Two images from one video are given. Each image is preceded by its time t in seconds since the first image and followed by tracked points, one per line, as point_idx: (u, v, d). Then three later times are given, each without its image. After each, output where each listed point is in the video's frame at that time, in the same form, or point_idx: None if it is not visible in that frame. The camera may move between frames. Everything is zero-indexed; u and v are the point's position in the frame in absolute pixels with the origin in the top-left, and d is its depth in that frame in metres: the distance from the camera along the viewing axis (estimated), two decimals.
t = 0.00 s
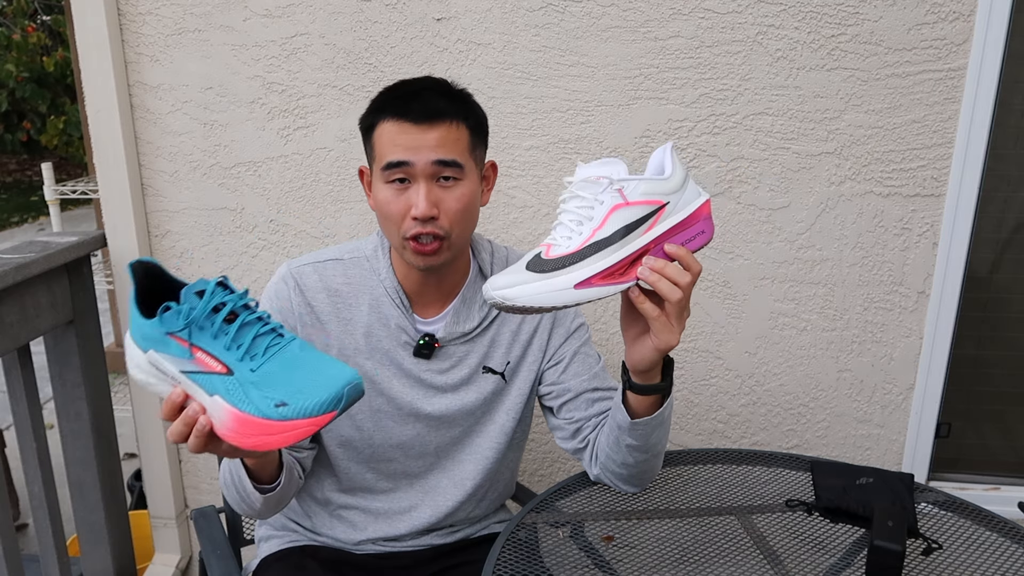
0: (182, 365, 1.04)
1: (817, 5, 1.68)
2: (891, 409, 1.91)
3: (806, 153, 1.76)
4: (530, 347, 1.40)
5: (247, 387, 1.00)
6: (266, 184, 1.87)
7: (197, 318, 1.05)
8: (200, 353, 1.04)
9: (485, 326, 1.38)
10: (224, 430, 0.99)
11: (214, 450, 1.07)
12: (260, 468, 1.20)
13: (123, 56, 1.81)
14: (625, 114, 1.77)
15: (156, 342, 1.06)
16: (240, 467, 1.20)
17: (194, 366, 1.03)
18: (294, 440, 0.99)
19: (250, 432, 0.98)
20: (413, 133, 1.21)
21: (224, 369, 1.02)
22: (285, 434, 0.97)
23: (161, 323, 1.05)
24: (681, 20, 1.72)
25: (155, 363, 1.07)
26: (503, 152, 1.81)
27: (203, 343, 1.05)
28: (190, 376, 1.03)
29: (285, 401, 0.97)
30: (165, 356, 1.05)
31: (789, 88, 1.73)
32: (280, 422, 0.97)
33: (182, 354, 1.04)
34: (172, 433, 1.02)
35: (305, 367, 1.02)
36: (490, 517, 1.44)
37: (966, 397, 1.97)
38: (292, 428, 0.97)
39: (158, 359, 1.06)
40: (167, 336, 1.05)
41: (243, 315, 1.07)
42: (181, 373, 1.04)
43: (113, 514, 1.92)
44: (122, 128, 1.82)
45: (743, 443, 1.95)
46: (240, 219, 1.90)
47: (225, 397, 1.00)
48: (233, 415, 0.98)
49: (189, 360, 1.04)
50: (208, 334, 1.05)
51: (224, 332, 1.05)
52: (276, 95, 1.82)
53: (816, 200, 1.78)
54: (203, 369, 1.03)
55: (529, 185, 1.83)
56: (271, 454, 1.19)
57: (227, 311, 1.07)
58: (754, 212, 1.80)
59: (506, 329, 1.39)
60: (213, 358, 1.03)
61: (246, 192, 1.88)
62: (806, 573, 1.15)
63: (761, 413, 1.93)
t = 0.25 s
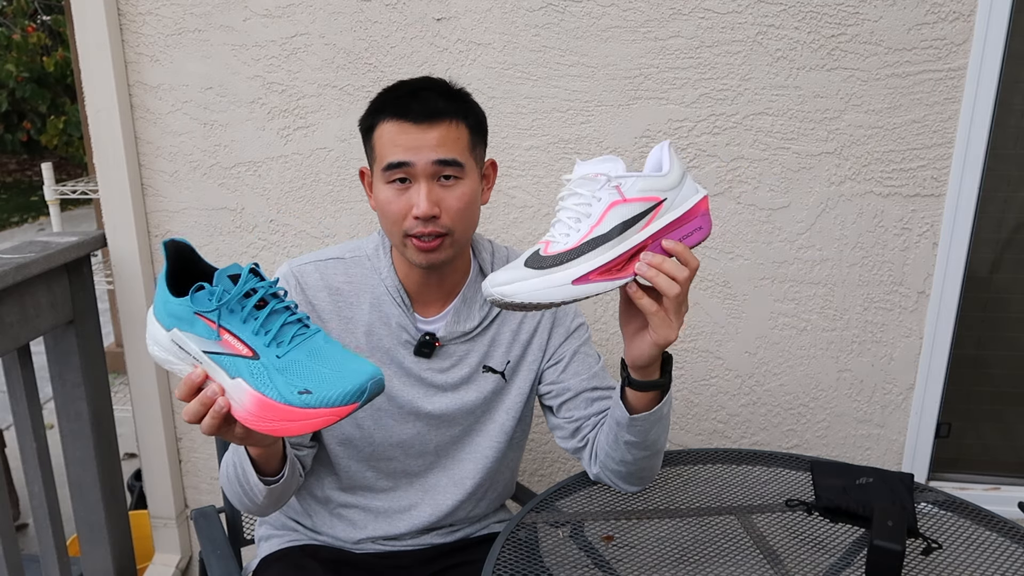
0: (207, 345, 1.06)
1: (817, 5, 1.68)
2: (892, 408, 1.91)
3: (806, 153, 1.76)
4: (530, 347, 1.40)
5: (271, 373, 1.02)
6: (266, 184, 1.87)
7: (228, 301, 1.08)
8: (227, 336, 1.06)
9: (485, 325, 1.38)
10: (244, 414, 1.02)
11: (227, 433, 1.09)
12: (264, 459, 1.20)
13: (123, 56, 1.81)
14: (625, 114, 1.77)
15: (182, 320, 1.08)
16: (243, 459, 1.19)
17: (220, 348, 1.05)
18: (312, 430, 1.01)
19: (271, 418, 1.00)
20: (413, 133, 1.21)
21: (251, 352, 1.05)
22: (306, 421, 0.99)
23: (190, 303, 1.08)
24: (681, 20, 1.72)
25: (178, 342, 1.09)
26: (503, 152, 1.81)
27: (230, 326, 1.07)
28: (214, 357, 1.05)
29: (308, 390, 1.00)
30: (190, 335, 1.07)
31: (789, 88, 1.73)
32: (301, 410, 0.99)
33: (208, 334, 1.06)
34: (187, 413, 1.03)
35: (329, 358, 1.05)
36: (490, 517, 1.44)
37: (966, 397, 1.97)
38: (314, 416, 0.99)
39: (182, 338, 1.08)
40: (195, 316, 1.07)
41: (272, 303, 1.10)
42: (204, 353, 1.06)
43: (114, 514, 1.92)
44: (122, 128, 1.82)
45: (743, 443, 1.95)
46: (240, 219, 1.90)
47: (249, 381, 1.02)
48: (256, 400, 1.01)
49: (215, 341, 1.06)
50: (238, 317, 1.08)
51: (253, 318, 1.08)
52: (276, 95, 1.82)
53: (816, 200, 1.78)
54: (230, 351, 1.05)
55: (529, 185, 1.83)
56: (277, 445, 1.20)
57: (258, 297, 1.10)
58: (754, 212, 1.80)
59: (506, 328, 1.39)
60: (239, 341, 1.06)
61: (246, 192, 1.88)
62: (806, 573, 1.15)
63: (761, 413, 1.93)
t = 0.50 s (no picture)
0: (256, 330, 1.04)
1: (817, 5, 1.68)
2: (892, 409, 1.91)
3: (806, 153, 1.76)
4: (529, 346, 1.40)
5: (319, 369, 1.02)
6: (266, 184, 1.87)
7: (287, 294, 1.08)
8: (280, 325, 1.05)
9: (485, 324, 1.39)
10: (281, 404, 0.99)
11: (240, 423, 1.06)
12: (266, 458, 1.19)
13: (123, 57, 1.81)
14: (625, 114, 1.77)
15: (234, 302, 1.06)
16: (244, 457, 1.19)
17: (270, 335, 1.04)
18: (347, 432, 1.00)
19: (310, 413, 0.99)
20: (427, 124, 1.22)
21: (301, 346, 1.04)
22: (343, 424, 0.99)
23: (247, 287, 1.07)
24: (681, 20, 1.72)
25: (222, 322, 1.05)
26: (502, 152, 1.81)
27: (285, 317, 1.06)
28: (261, 343, 1.03)
29: (354, 394, 0.99)
30: (241, 317, 1.05)
31: (789, 87, 1.73)
32: (344, 411, 0.98)
33: (260, 320, 1.05)
34: (219, 389, 1.00)
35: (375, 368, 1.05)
36: (490, 517, 1.44)
37: (967, 397, 1.97)
38: (350, 419, 0.99)
39: (229, 318, 1.05)
40: (248, 300, 1.06)
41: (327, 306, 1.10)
42: (251, 337, 1.04)
43: (114, 514, 1.92)
44: (122, 128, 1.82)
45: (743, 444, 1.95)
46: (240, 219, 1.90)
47: (294, 371, 1.00)
48: (299, 392, 0.99)
49: (265, 328, 1.04)
50: (293, 311, 1.07)
51: (309, 315, 1.08)
52: (276, 95, 1.82)
53: (816, 200, 1.78)
54: (279, 340, 1.04)
55: (528, 185, 1.83)
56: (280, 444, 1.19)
57: (315, 297, 1.11)
58: (754, 212, 1.80)
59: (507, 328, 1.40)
60: (290, 333, 1.05)
61: (245, 192, 1.88)
62: (805, 572, 1.16)
63: (761, 413, 1.93)
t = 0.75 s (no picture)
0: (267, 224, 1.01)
1: None
2: (905, 413, 1.85)
3: (818, 148, 1.70)
4: (540, 348, 1.33)
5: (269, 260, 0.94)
6: (257, 180, 1.80)
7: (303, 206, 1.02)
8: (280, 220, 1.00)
9: (497, 324, 1.31)
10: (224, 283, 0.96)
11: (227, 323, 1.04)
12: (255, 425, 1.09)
13: (108, 48, 1.75)
14: (630, 107, 1.70)
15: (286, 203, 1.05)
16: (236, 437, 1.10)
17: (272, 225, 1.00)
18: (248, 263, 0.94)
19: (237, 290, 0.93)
20: (429, 117, 1.17)
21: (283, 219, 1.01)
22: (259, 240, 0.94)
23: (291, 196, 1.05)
24: (688, 9, 1.65)
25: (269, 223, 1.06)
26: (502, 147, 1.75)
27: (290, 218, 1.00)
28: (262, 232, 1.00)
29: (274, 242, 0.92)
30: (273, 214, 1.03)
31: (800, 80, 1.67)
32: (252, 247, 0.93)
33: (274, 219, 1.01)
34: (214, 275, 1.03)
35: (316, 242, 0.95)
36: (490, 526, 1.38)
37: (981, 401, 1.91)
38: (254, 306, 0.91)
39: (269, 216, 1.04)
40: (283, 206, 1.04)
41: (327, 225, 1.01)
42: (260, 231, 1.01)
43: (99, 522, 1.86)
44: (107, 122, 1.75)
45: (751, 449, 1.89)
46: (230, 216, 1.83)
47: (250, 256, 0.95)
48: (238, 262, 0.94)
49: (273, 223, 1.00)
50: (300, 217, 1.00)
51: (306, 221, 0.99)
52: (267, 88, 1.75)
53: (827, 197, 1.72)
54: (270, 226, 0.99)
55: (529, 181, 1.76)
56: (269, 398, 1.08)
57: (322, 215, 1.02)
58: (763, 209, 1.73)
59: (518, 328, 1.32)
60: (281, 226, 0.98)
61: (236, 189, 1.82)
62: None
63: (770, 418, 1.87)
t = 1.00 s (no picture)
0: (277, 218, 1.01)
1: None
2: (905, 413, 1.85)
3: (818, 148, 1.70)
4: (545, 347, 1.33)
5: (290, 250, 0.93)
6: (257, 180, 1.80)
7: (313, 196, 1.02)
8: (293, 213, 1.00)
9: (503, 324, 1.31)
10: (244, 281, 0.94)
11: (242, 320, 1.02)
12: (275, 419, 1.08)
13: (108, 48, 1.75)
14: (630, 107, 1.70)
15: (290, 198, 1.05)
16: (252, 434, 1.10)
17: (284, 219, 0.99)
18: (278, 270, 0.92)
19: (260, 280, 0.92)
20: (431, 120, 1.16)
21: (294, 219, 0.99)
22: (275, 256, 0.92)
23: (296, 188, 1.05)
24: (687, 10, 1.65)
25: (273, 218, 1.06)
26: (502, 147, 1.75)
27: (302, 211, 1.00)
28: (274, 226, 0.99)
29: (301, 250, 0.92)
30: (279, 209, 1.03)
31: (800, 80, 1.67)
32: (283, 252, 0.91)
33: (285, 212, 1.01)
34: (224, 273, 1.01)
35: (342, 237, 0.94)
36: (490, 526, 1.38)
37: (981, 401, 1.91)
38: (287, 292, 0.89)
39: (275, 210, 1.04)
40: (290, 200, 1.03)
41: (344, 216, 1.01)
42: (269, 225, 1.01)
43: (99, 522, 1.86)
44: (107, 121, 1.75)
45: (752, 449, 1.89)
46: (230, 216, 1.83)
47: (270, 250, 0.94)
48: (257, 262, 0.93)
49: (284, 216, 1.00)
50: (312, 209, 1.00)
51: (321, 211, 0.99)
52: (267, 88, 1.75)
53: (827, 197, 1.72)
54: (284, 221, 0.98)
55: (530, 181, 1.76)
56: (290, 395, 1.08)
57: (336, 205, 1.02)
58: (763, 210, 1.73)
59: (523, 328, 1.32)
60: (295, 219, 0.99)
61: (236, 189, 1.81)
62: None
63: (770, 418, 1.87)
